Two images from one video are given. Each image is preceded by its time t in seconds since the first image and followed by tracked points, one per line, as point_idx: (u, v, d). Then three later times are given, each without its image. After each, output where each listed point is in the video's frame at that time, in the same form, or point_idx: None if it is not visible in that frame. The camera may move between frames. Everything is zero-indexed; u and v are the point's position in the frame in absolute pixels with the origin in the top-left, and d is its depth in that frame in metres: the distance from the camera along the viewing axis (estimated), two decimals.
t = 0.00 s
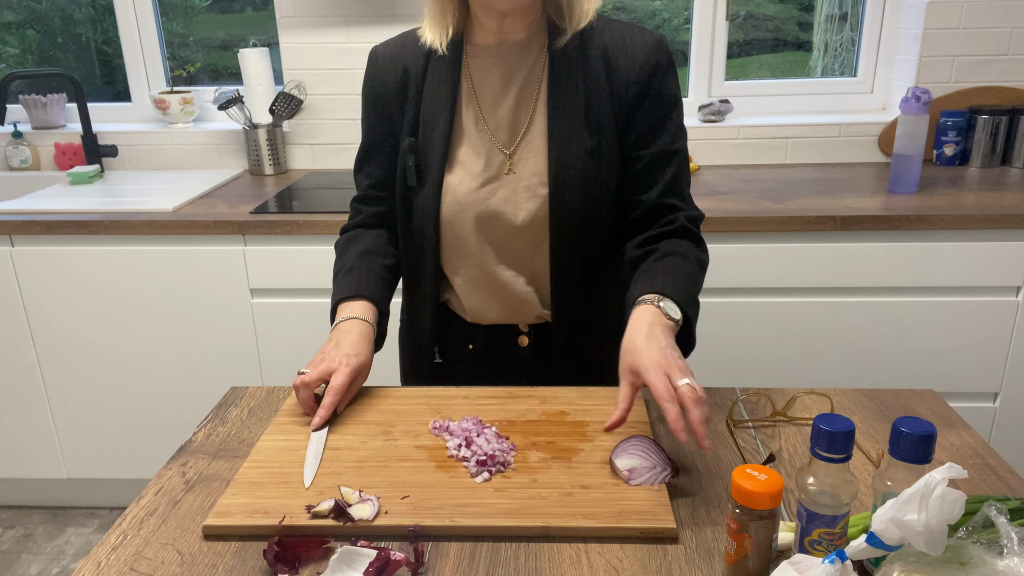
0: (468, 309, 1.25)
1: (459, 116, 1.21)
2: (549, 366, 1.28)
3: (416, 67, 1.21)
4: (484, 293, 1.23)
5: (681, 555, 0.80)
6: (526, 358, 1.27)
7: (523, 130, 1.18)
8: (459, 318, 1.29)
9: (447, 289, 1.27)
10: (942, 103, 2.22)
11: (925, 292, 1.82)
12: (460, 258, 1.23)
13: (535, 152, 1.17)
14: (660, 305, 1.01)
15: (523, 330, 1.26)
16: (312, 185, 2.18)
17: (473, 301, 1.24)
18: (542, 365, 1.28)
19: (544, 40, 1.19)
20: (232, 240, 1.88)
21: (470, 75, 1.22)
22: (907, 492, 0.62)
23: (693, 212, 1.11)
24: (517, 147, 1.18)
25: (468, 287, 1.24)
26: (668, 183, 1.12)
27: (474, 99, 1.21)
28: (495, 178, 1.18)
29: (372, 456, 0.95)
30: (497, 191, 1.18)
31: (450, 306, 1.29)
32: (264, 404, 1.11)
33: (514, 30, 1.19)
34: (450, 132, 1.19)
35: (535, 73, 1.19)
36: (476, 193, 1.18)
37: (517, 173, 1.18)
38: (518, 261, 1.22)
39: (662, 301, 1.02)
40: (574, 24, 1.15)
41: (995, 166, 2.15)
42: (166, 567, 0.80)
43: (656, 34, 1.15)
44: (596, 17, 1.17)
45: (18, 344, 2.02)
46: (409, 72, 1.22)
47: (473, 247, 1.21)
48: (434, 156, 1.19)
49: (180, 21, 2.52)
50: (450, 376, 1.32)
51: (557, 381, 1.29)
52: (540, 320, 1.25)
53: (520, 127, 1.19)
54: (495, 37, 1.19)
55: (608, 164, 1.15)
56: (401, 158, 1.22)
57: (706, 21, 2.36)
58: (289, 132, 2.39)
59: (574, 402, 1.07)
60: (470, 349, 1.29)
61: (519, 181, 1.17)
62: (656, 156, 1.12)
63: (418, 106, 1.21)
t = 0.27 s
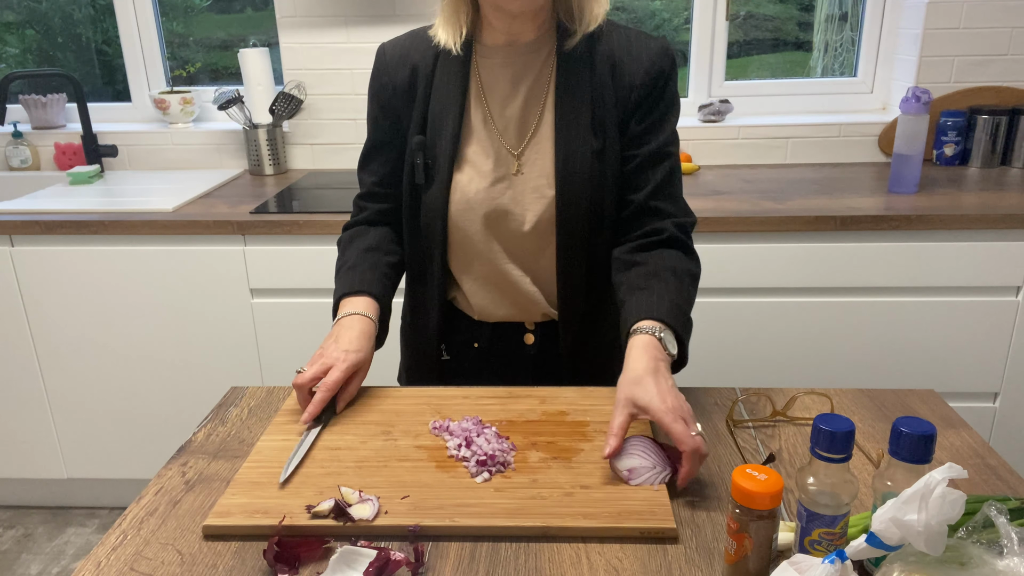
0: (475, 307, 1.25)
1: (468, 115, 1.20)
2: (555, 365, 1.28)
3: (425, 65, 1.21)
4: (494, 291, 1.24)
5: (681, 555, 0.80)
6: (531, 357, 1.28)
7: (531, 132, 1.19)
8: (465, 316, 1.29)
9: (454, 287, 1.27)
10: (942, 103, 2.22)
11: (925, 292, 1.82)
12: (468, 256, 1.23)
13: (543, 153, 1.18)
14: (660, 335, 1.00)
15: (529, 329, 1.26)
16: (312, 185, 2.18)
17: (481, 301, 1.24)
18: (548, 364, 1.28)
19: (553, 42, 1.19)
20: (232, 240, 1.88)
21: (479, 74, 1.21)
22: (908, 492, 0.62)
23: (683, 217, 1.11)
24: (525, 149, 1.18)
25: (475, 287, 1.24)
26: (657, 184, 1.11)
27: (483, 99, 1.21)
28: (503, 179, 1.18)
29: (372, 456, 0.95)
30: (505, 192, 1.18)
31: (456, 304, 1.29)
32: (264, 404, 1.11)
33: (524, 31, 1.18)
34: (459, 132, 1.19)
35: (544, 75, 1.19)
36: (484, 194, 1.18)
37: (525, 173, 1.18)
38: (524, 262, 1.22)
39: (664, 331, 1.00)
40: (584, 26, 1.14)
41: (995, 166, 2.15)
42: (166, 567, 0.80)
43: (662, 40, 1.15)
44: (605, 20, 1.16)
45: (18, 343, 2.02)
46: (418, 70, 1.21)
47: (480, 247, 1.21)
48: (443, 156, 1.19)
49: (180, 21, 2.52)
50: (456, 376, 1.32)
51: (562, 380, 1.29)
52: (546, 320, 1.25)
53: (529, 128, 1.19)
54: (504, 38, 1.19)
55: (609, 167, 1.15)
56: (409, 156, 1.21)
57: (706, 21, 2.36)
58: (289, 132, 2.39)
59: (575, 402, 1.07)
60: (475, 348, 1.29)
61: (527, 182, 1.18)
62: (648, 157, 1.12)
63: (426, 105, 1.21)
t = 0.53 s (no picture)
0: (476, 306, 1.26)
1: (470, 114, 1.21)
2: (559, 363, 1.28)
3: (429, 64, 1.20)
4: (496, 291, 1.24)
5: (681, 555, 0.80)
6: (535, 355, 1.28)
7: (534, 132, 1.19)
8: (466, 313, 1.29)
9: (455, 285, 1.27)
10: (942, 103, 2.22)
11: (925, 292, 1.81)
12: (469, 256, 1.23)
13: (546, 153, 1.18)
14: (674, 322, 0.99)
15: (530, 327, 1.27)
16: (312, 185, 2.18)
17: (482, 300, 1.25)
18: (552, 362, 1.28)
19: (556, 43, 1.19)
20: (232, 240, 1.88)
21: (481, 74, 1.21)
22: (908, 492, 0.62)
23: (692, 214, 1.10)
24: (528, 148, 1.19)
25: (476, 286, 1.24)
26: (664, 181, 1.11)
27: (485, 98, 1.21)
28: (506, 179, 1.18)
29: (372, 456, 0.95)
30: (507, 192, 1.18)
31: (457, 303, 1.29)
32: (264, 404, 1.11)
33: (526, 31, 1.18)
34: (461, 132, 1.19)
35: (547, 76, 1.19)
36: (487, 193, 1.18)
37: (528, 173, 1.18)
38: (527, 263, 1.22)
39: (677, 318, 0.99)
40: (585, 27, 1.14)
41: (995, 166, 2.15)
42: (166, 567, 0.80)
43: (666, 40, 1.15)
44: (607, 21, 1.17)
45: (18, 343, 2.02)
46: (421, 69, 1.20)
47: (483, 245, 1.21)
48: (446, 155, 1.19)
49: (180, 21, 2.52)
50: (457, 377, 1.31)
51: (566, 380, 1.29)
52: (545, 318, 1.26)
53: (532, 128, 1.19)
54: (506, 38, 1.19)
55: (613, 166, 1.15)
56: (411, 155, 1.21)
57: (706, 21, 2.36)
58: (289, 132, 2.39)
59: (575, 402, 1.07)
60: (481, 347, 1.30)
61: (529, 182, 1.18)
62: (654, 156, 1.12)
63: (429, 103, 1.20)
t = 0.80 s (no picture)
0: (483, 307, 1.25)
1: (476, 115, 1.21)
2: (562, 363, 1.27)
3: (434, 64, 1.20)
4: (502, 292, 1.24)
5: (681, 555, 0.80)
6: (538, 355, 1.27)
7: (540, 132, 1.19)
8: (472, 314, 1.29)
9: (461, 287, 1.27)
10: (942, 103, 2.22)
11: (925, 292, 1.81)
12: (476, 257, 1.23)
13: (551, 154, 1.18)
14: (657, 327, 0.99)
15: (535, 327, 1.26)
16: (312, 185, 2.18)
17: (491, 301, 1.24)
18: (555, 364, 1.27)
19: (562, 42, 1.18)
20: (232, 240, 1.88)
21: (487, 73, 1.21)
22: (907, 492, 0.62)
23: (695, 216, 1.11)
24: (534, 149, 1.19)
25: (482, 286, 1.24)
26: (669, 182, 1.12)
27: (491, 99, 1.21)
28: (512, 180, 1.18)
29: (372, 456, 0.95)
30: (514, 192, 1.18)
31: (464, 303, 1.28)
32: (264, 404, 1.11)
33: (530, 31, 1.18)
34: (468, 132, 1.19)
35: (552, 75, 1.19)
36: (494, 194, 1.18)
37: (534, 174, 1.18)
38: (533, 264, 1.22)
39: (660, 322, 1.00)
40: (589, 27, 1.14)
41: (995, 166, 2.15)
42: (166, 567, 0.80)
43: (671, 38, 1.15)
44: (612, 20, 1.16)
45: (18, 343, 2.02)
46: (428, 68, 1.20)
47: (490, 246, 1.21)
48: (453, 155, 1.19)
49: (180, 22, 2.52)
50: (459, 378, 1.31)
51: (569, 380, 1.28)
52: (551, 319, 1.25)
53: (537, 128, 1.19)
54: (511, 37, 1.19)
55: (619, 167, 1.15)
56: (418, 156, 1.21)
57: (706, 21, 2.36)
58: (289, 132, 2.39)
59: (575, 402, 1.07)
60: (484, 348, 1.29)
61: (535, 182, 1.18)
62: (659, 157, 1.12)
63: (435, 104, 1.20)
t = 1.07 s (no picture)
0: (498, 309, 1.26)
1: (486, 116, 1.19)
2: (571, 363, 1.26)
3: (442, 65, 1.18)
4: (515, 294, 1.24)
5: (681, 555, 0.80)
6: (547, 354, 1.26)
7: (551, 132, 1.18)
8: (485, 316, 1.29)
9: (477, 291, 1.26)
10: (942, 103, 2.22)
11: (925, 292, 1.81)
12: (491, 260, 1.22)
13: (563, 154, 1.18)
14: (659, 323, 1.01)
15: (547, 327, 1.26)
16: (312, 185, 2.18)
17: (505, 303, 1.25)
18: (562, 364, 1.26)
19: (569, 40, 1.18)
20: (232, 239, 1.88)
21: (495, 73, 1.20)
22: (907, 492, 0.62)
23: (705, 211, 1.12)
24: (545, 149, 1.18)
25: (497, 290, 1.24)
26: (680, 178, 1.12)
27: (500, 99, 1.20)
28: (525, 181, 1.18)
29: (372, 456, 0.95)
30: (528, 194, 1.18)
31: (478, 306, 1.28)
32: (264, 404, 1.11)
33: (537, 29, 1.17)
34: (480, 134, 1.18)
35: (561, 74, 1.18)
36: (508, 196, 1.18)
37: (547, 174, 1.18)
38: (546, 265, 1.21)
39: (662, 318, 1.01)
40: (595, 25, 1.14)
41: (995, 166, 2.15)
42: (166, 567, 0.80)
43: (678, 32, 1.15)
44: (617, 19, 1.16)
45: (19, 343, 2.02)
46: (436, 69, 1.19)
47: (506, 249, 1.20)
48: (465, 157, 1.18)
49: (180, 21, 2.52)
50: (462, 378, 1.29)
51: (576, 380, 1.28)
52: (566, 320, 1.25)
53: (547, 128, 1.18)
54: (518, 36, 1.18)
55: (631, 164, 1.15)
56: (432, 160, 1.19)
57: (706, 21, 2.36)
58: (289, 132, 2.39)
59: (575, 402, 1.07)
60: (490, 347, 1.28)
61: (548, 183, 1.18)
62: (670, 153, 1.13)
63: (443, 105, 1.19)
